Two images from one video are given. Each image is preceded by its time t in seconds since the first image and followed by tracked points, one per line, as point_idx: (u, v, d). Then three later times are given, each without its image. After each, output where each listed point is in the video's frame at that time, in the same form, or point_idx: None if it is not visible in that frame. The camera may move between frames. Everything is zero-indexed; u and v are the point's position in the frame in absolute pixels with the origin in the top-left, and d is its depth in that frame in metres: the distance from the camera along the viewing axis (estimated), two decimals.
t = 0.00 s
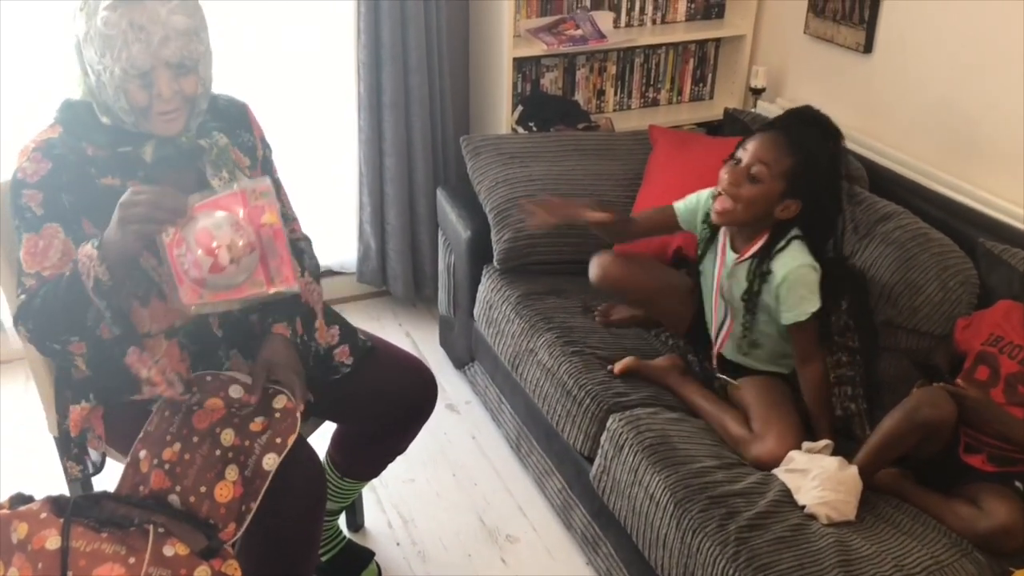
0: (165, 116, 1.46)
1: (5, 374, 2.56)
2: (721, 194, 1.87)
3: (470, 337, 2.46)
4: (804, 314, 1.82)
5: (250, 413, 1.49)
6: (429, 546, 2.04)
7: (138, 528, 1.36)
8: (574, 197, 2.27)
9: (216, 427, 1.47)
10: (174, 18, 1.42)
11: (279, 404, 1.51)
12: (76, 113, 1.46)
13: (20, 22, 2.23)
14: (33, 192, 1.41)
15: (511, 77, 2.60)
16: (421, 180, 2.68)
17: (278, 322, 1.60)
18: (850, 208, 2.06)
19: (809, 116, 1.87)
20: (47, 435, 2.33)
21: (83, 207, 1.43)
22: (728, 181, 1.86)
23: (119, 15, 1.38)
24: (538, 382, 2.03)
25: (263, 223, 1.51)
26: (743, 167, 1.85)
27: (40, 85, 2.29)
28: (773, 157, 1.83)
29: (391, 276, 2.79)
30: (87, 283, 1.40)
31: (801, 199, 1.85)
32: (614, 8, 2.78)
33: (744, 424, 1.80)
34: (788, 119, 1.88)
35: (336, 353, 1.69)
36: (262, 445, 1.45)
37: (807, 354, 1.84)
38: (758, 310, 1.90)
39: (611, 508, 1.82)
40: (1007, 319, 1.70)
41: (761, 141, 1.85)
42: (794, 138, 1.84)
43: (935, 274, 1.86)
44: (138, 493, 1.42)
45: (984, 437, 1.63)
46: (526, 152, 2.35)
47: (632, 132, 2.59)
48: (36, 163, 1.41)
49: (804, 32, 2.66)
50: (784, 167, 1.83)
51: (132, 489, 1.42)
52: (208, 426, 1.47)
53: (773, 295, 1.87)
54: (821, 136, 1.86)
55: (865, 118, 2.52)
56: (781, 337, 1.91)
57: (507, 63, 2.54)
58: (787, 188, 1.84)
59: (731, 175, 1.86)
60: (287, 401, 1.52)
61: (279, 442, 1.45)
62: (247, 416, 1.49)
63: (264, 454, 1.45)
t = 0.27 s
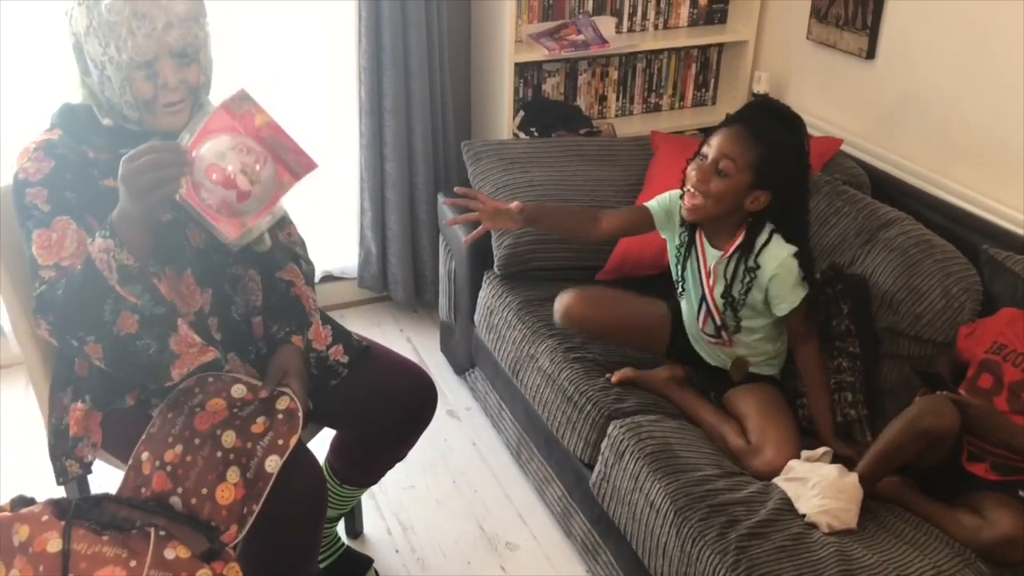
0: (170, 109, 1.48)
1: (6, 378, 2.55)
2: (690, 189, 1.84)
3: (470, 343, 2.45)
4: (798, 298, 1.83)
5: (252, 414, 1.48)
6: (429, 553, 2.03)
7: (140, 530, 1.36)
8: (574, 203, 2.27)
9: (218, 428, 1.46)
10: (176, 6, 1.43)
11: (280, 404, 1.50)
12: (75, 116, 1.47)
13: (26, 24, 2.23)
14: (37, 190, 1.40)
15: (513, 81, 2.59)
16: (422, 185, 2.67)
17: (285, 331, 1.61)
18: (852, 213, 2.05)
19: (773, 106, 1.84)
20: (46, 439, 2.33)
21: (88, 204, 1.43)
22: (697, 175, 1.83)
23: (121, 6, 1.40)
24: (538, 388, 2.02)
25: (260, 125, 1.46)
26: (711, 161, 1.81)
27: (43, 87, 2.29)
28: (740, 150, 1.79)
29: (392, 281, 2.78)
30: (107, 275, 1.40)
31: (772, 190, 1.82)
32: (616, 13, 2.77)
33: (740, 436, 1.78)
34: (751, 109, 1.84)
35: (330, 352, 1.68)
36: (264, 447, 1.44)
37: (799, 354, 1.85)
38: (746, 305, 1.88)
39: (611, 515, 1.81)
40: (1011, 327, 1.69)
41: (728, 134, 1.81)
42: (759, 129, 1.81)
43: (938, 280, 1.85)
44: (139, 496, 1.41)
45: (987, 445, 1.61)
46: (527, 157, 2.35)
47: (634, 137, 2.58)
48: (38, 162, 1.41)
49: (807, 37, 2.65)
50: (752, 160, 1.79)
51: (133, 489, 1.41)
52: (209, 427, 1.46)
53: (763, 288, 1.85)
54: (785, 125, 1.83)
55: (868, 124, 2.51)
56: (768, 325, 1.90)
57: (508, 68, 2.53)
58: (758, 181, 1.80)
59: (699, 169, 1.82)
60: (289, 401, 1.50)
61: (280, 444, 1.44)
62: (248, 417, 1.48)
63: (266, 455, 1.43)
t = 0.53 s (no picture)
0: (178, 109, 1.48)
1: (9, 382, 2.55)
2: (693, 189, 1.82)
3: (473, 351, 2.44)
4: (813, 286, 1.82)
5: (252, 403, 1.48)
6: (430, 562, 2.02)
7: (144, 522, 1.33)
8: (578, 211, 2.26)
9: (218, 418, 1.46)
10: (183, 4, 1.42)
11: (282, 393, 1.50)
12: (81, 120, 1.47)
13: (25, 29, 2.22)
14: (43, 183, 1.39)
15: (517, 89, 2.59)
16: (427, 193, 2.67)
17: (288, 325, 1.64)
18: (856, 222, 2.04)
19: (771, 105, 1.83)
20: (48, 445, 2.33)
21: (93, 198, 1.41)
22: (700, 175, 1.81)
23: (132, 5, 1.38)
24: (541, 397, 2.01)
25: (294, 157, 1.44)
26: (714, 161, 1.80)
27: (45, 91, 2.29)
28: (744, 149, 1.78)
29: (396, 289, 2.78)
30: (106, 275, 1.37)
31: (776, 189, 1.81)
32: (621, 21, 2.76)
33: (743, 446, 1.77)
34: (749, 110, 1.84)
35: (327, 349, 1.70)
36: (265, 436, 1.45)
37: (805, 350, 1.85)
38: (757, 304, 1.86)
39: (613, 526, 1.80)
40: (1017, 339, 1.69)
41: (730, 134, 1.80)
42: (759, 128, 1.80)
43: (944, 290, 1.84)
44: (142, 486, 1.41)
45: (992, 458, 1.60)
46: (531, 165, 2.34)
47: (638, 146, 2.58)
48: (45, 158, 1.41)
49: (813, 46, 2.64)
50: (755, 159, 1.78)
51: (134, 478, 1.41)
52: (210, 417, 1.45)
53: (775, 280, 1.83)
54: (785, 124, 1.82)
55: (873, 133, 2.50)
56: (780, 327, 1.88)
57: (513, 76, 2.53)
58: (762, 180, 1.79)
59: (702, 170, 1.81)
60: (291, 389, 1.50)
61: (282, 433, 1.44)
62: (248, 405, 1.48)
63: (267, 444, 1.44)
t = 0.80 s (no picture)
0: (201, 109, 1.51)
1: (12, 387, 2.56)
2: (705, 202, 1.82)
3: (478, 362, 2.43)
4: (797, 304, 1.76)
5: (250, 420, 1.47)
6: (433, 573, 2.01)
7: (140, 540, 1.35)
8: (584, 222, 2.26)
9: (216, 436, 1.46)
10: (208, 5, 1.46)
11: (281, 411, 1.48)
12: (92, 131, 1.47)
13: (28, 33, 2.23)
14: (53, 182, 1.39)
15: (524, 99, 2.58)
16: (433, 202, 2.67)
17: (293, 334, 1.65)
18: (865, 236, 2.04)
19: (787, 127, 1.82)
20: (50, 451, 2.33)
21: (98, 198, 1.40)
22: (713, 189, 1.81)
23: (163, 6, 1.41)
24: (546, 409, 2.00)
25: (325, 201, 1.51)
26: (728, 177, 1.80)
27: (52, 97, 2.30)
28: (759, 168, 1.77)
29: (401, 298, 2.77)
30: (120, 268, 1.35)
31: (788, 212, 1.80)
32: (628, 32, 2.76)
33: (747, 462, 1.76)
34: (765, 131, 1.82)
35: (331, 358, 1.69)
36: (263, 455, 1.44)
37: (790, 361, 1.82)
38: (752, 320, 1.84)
39: (617, 539, 1.79)
40: None
41: (747, 151, 1.79)
42: (774, 150, 1.78)
43: (952, 305, 1.83)
44: (139, 504, 1.42)
45: (1000, 474, 1.59)
46: (537, 175, 2.34)
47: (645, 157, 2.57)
48: (55, 160, 1.41)
49: (821, 57, 2.63)
50: (769, 180, 1.77)
51: (132, 498, 1.42)
52: (208, 435, 1.46)
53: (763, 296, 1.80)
54: (800, 147, 1.81)
55: (881, 146, 2.50)
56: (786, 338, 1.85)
57: (520, 86, 2.53)
58: (775, 202, 1.78)
59: (716, 184, 1.81)
60: (290, 408, 1.49)
61: (279, 452, 1.43)
62: (246, 422, 1.47)
63: (264, 463, 1.43)
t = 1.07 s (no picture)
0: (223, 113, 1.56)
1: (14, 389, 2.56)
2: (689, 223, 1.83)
3: (481, 370, 2.43)
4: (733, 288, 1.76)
5: (249, 430, 1.47)
6: None
7: (137, 551, 1.35)
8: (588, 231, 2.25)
9: (214, 446, 1.46)
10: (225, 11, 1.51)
11: (279, 422, 1.48)
12: (104, 146, 1.44)
13: (30, 33, 2.24)
14: (66, 192, 1.38)
15: (529, 107, 2.58)
16: (437, 210, 2.66)
17: (292, 345, 1.65)
18: (871, 246, 2.02)
19: (778, 152, 1.85)
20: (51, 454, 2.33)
21: (110, 205, 1.38)
22: (697, 210, 1.82)
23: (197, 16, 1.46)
24: (548, 419, 2.00)
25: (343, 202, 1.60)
26: (715, 199, 1.81)
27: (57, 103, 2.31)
28: (746, 192, 1.79)
29: (405, 305, 2.77)
30: (164, 264, 1.37)
31: (772, 238, 1.81)
32: (634, 41, 2.76)
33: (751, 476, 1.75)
34: (756, 156, 1.84)
35: (332, 365, 1.69)
36: (261, 466, 1.44)
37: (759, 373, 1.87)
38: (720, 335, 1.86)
39: (619, 551, 1.78)
40: None
41: (735, 174, 1.81)
42: (765, 174, 1.80)
43: (958, 316, 1.81)
44: (137, 514, 1.43)
45: (1005, 488, 1.55)
46: (541, 183, 2.34)
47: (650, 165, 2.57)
48: (64, 169, 1.39)
49: (827, 66, 2.63)
50: (756, 204, 1.79)
51: (132, 508, 1.43)
52: (207, 446, 1.46)
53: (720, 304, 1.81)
54: (792, 173, 1.83)
55: (887, 156, 2.49)
56: (759, 351, 1.87)
57: (525, 94, 2.52)
58: (760, 227, 1.80)
59: (701, 206, 1.82)
60: (288, 418, 1.49)
61: (276, 463, 1.43)
62: (245, 432, 1.47)
63: (262, 474, 1.43)
